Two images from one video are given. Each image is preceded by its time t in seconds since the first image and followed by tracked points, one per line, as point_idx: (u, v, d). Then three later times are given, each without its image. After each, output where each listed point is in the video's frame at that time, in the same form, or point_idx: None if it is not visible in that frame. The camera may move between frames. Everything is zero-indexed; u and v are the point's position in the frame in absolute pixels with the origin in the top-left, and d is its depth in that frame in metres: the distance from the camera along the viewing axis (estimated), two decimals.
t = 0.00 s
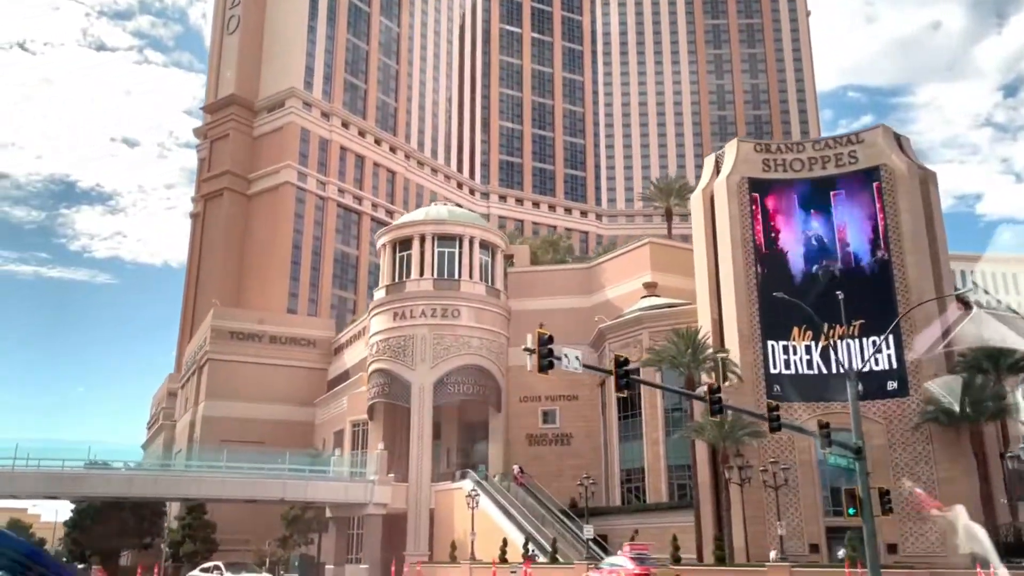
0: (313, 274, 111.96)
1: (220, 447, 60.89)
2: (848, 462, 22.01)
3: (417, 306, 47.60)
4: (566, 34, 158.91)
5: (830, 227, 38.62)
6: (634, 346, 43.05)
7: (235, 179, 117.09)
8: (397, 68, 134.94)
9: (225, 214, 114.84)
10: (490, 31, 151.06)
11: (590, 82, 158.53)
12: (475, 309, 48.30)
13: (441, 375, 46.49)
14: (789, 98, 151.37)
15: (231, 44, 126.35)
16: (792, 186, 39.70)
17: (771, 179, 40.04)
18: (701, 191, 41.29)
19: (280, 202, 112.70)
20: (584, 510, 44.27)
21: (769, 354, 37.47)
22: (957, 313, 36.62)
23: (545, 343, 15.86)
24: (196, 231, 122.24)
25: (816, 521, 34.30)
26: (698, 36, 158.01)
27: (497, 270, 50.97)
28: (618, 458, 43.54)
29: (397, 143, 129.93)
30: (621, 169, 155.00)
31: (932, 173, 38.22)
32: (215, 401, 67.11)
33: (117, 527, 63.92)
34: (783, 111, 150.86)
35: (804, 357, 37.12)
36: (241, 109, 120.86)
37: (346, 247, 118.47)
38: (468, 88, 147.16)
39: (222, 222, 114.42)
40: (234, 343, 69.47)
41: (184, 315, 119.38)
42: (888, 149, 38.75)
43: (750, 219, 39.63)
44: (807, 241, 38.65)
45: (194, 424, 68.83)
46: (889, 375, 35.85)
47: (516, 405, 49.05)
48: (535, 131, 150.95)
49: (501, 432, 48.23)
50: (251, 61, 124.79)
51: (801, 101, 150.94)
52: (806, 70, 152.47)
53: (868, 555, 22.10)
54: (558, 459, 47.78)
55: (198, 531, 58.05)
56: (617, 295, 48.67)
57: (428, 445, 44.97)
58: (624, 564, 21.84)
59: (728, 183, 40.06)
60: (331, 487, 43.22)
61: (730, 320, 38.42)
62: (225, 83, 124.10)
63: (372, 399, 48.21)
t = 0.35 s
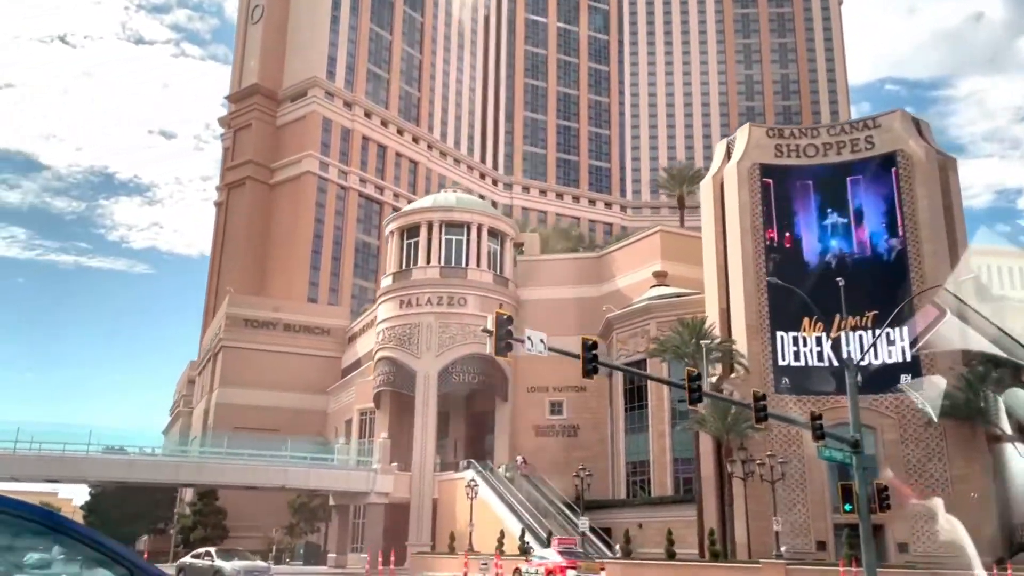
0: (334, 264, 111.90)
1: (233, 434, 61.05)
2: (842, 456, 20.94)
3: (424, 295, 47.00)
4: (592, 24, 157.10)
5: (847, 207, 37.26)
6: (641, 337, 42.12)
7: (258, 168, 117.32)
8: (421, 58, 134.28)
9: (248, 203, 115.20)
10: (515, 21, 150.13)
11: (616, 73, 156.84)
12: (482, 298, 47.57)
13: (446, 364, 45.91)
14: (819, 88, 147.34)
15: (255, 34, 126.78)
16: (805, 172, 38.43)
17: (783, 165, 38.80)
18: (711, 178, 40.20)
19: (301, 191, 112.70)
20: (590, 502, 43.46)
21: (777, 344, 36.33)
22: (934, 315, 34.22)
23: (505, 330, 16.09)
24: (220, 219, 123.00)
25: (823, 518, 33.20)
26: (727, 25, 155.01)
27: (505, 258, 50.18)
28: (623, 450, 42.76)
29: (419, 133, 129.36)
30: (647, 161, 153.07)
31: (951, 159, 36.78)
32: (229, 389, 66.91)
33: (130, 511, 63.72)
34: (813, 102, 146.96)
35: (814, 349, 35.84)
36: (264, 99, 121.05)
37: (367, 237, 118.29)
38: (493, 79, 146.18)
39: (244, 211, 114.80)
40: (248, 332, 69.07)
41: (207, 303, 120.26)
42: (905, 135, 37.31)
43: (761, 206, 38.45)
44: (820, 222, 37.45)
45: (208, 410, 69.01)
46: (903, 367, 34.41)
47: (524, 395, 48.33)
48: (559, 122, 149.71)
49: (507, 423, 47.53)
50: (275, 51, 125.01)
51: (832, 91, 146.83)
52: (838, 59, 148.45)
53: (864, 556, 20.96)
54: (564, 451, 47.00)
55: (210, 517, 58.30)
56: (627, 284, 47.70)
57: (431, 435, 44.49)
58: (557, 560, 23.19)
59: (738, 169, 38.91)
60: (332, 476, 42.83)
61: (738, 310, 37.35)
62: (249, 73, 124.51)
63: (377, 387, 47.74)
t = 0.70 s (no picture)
0: (362, 252, 111.64)
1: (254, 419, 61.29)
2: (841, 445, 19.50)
3: (437, 279, 46.16)
4: (628, 9, 154.61)
5: (867, 180, 35.86)
6: (658, 322, 40.85)
7: (288, 155, 117.45)
8: (452, 45, 133.22)
9: (279, 190, 115.50)
10: (549, 8, 148.88)
11: (652, 59, 154.27)
12: (496, 283, 46.58)
13: (458, 350, 45.19)
14: (863, 73, 141.89)
15: (287, 22, 127.20)
16: (828, 153, 36.79)
17: (804, 145, 37.16)
18: (730, 159, 38.72)
19: (330, 178, 112.39)
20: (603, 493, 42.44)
21: (795, 327, 34.86)
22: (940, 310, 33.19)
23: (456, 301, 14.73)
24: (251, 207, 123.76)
25: (842, 512, 31.82)
26: (768, 9, 150.76)
27: (522, 243, 49.14)
28: (638, 439, 41.66)
29: (450, 120, 128.37)
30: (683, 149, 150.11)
31: (984, 138, 34.86)
32: (250, 374, 67.08)
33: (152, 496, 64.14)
34: (857, 88, 141.69)
35: (834, 336, 34.19)
36: (295, 87, 121.15)
37: (396, 225, 117.58)
38: (525, 65, 145.08)
39: (274, 198, 115.13)
40: (271, 317, 69.49)
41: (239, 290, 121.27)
42: (934, 112, 35.40)
43: (781, 187, 36.88)
44: (838, 201, 36.07)
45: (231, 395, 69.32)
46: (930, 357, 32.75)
47: (538, 383, 47.39)
48: (593, 109, 147.80)
49: (521, 411, 46.68)
50: (306, 39, 125.12)
51: (876, 77, 141.41)
52: (883, 44, 142.93)
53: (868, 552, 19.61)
54: (579, 439, 45.94)
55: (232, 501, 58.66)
56: (646, 270, 46.34)
57: (442, 421, 43.84)
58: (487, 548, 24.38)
59: (757, 150, 37.37)
60: (342, 461, 42.28)
61: (755, 295, 35.89)
62: (281, 61, 124.83)
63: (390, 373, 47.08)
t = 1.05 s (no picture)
0: (396, 244, 111.22)
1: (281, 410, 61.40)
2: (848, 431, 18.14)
3: (456, 268, 45.43)
4: None
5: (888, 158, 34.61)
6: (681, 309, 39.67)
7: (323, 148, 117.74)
8: (486, 35, 132.02)
9: (314, 183, 115.90)
10: None
11: (690, 46, 151.53)
12: (516, 271, 45.69)
13: (478, 339, 44.64)
14: (911, 56, 136.45)
15: (322, 16, 127.62)
16: (856, 131, 35.40)
17: (832, 123, 35.77)
18: (754, 139, 37.32)
19: (363, 170, 112.12)
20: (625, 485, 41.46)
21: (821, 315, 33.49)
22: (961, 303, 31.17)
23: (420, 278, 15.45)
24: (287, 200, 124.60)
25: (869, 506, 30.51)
26: None
27: (544, 230, 48.22)
28: (661, 430, 40.64)
29: (484, 111, 127.45)
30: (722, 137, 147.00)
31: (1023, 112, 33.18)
32: (280, 364, 66.93)
33: (183, 486, 64.49)
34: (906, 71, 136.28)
35: (863, 323, 32.25)
36: (330, 79, 121.26)
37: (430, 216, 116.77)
38: (561, 55, 143.87)
39: (310, 191, 115.64)
40: (298, 308, 68.99)
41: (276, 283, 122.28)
42: (971, 86, 33.63)
43: (807, 168, 35.52)
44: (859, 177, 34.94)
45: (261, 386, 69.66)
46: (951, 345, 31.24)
47: (561, 372, 46.51)
48: (631, 98, 145.85)
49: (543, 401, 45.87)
50: (341, 32, 125.23)
51: (925, 59, 135.99)
52: (932, 24, 137.49)
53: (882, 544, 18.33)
54: (602, 430, 45.00)
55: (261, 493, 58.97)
56: (671, 256, 45.16)
57: (462, 410, 43.28)
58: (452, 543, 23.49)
59: (782, 129, 35.99)
60: (360, 451, 41.83)
61: (779, 280, 34.55)
62: (316, 54, 125.19)
63: (410, 363, 46.55)
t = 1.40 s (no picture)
0: (453, 241, 110.14)
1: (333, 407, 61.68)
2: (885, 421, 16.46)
3: (497, 259, 44.47)
4: None
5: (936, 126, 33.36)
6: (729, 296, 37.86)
7: (379, 147, 118.09)
8: (542, 28, 129.80)
9: (371, 181, 116.28)
10: None
11: (753, 31, 146.92)
12: (559, 261, 44.42)
13: (520, 331, 43.64)
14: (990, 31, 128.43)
15: (377, 15, 128.08)
16: (912, 101, 33.83)
17: (886, 94, 34.02)
18: (802, 114, 35.33)
19: (419, 167, 111.75)
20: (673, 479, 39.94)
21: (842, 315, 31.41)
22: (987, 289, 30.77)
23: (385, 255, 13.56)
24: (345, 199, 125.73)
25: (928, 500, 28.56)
26: None
27: (588, 219, 46.99)
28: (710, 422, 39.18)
29: (541, 105, 125.49)
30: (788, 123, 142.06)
31: None
32: (335, 361, 67.57)
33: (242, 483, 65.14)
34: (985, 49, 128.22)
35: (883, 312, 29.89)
36: (385, 78, 121.17)
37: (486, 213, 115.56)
38: (618, 45, 141.77)
39: (367, 189, 116.13)
40: (351, 305, 69.23)
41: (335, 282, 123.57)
42: None
43: (860, 142, 33.61)
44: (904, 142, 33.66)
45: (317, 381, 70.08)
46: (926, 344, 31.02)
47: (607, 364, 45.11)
48: (691, 86, 143.30)
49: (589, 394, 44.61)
50: (395, 30, 125.40)
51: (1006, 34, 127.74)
52: None
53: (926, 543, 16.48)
54: (650, 424, 43.59)
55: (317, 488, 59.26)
56: (719, 242, 43.39)
57: (505, 404, 42.39)
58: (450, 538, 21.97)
59: (831, 103, 34.07)
60: (402, 446, 41.27)
61: (829, 262, 32.68)
62: (371, 53, 125.59)
63: (453, 357, 45.85)
